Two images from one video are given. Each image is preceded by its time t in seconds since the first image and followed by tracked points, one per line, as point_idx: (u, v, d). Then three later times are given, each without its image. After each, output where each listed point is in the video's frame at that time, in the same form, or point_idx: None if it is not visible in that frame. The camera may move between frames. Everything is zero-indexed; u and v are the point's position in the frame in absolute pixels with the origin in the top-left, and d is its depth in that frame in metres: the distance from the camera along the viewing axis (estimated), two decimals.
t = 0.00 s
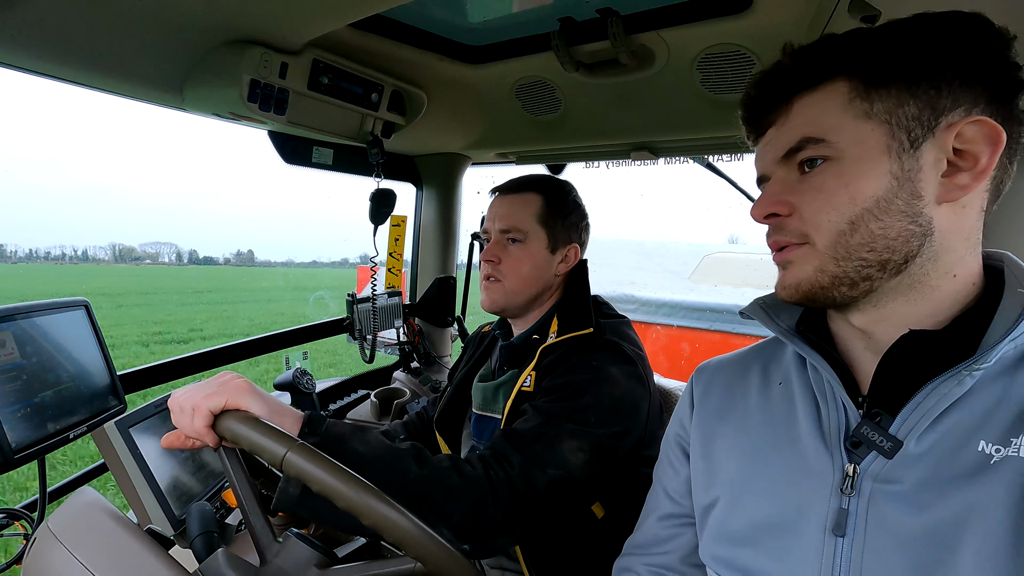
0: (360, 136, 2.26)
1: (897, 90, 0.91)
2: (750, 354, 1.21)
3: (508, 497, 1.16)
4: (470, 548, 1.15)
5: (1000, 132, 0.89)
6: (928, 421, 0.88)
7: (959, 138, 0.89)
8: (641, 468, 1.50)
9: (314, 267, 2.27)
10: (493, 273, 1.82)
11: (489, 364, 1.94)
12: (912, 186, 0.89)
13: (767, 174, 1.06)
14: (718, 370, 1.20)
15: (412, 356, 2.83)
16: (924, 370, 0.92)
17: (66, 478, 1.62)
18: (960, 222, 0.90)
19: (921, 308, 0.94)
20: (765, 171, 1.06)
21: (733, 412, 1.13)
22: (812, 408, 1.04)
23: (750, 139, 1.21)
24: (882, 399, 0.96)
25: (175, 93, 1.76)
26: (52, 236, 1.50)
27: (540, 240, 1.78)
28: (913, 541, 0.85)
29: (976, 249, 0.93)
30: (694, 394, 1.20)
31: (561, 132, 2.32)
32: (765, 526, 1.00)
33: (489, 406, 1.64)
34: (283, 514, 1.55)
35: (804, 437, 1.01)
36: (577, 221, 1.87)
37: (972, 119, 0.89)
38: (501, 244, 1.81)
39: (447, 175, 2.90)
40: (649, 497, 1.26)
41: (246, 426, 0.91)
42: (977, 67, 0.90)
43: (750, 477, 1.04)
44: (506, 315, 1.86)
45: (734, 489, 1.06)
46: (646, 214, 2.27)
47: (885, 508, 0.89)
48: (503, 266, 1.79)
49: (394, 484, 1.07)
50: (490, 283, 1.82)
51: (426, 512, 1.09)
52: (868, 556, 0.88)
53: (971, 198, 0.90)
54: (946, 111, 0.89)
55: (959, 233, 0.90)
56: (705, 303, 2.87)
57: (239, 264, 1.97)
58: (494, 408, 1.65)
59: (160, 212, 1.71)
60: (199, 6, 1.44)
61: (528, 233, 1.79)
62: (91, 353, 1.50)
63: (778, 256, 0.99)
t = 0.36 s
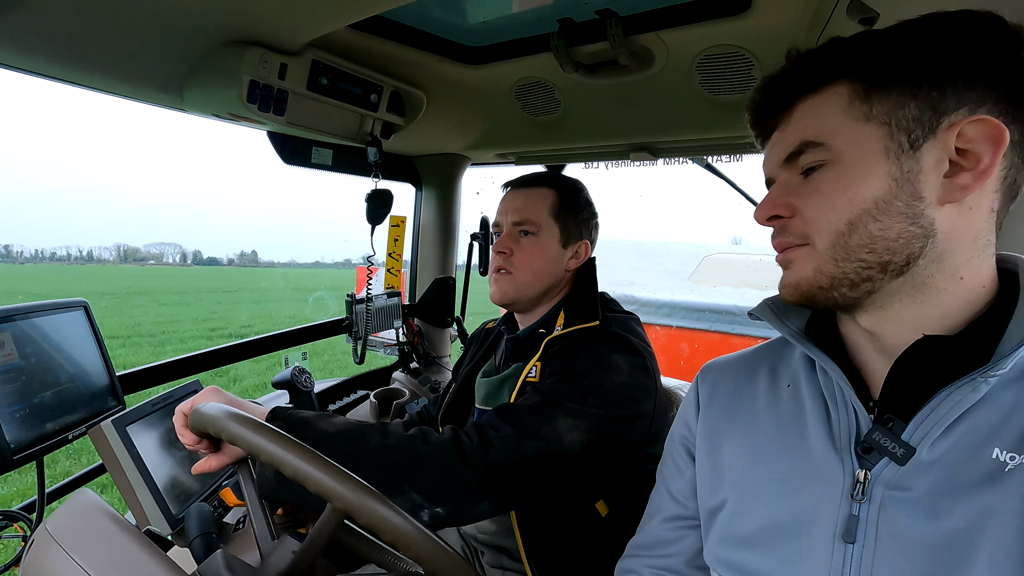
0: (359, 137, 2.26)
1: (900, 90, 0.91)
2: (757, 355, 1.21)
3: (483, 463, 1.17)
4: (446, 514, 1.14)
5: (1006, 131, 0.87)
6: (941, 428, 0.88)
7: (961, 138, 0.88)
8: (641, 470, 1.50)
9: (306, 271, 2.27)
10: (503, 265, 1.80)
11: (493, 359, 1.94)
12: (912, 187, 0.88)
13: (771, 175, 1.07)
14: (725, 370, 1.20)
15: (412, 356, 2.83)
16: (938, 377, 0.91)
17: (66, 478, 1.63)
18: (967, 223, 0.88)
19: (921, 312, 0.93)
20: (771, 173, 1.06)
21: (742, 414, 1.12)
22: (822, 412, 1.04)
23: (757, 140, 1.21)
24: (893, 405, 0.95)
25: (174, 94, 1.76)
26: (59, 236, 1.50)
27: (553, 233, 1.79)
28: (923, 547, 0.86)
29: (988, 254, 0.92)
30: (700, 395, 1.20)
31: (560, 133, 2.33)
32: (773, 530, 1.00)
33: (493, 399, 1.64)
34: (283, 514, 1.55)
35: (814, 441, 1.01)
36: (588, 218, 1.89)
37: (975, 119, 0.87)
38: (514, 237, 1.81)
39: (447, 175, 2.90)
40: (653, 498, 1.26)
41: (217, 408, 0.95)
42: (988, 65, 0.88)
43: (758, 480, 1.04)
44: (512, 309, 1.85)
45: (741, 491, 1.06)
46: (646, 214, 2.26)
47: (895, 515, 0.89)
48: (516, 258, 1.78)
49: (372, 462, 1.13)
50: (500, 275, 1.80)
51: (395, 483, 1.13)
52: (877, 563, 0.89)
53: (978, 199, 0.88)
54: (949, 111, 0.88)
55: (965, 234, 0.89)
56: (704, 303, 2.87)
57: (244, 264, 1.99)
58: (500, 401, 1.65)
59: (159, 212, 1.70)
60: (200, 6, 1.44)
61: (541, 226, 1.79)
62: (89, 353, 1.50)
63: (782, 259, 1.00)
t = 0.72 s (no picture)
0: (362, 137, 2.26)
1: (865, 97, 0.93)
2: (762, 353, 1.21)
3: (474, 473, 1.18)
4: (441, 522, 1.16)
5: (962, 132, 0.86)
6: (942, 427, 0.88)
7: (916, 141, 0.88)
8: (643, 470, 1.50)
9: (312, 270, 2.28)
10: (504, 266, 1.80)
11: (490, 359, 1.94)
12: (870, 189, 0.91)
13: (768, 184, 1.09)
14: (728, 368, 1.21)
15: (414, 355, 2.84)
16: (938, 376, 0.91)
17: (70, 475, 1.64)
18: (936, 223, 0.87)
19: (901, 311, 0.94)
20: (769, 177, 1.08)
21: (744, 411, 1.13)
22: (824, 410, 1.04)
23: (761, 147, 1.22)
24: (896, 402, 0.94)
25: (179, 94, 1.77)
26: (62, 239, 1.53)
27: (554, 237, 1.79)
28: (924, 544, 0.86)
29: (989, 253, 0.90)
30: (704, 392, 1.21)
31: (564, 133, 2.33)
32: (774, 527, 1.00)
33: (490, 401, 1.64)
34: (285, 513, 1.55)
35: (816, 438, 1.02)
36: (589, 223, 1.88)
37: (930, 121, 0.87)
38: (515, 239, 1.82)
39: (448, 174, 2.90)
40: (656, 494, 1.26)
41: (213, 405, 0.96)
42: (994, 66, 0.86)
43: (760, 477, 1.04)
44: (511, 310, 1.86)
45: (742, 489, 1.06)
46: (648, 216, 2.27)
47: (896, 513, 0.89)
48: (516, 260, 1.78)
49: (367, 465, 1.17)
50: (500, 277, 1.81)
51: (394, 486, 1.16)
52: (877, 560, 0.89)
53: (945, 198, 0.87)
54: (910, 115, 0.89)
55: (935, 233, 0.88)
56: (706, 303, 2.87)
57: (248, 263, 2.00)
58: (496, 404, 1.64)
59: (161, 211, 1.70)
60: (204, 6, 1.44)
61: (542, 229, 1.79)
62: (94, 352, 1.51)
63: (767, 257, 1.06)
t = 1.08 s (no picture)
0: (370, 135, 2.27)
1: (864, 95, 0.92)
2: (765, 352, 1.21)
3: (483, 473, 1.18)
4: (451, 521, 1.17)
5: (963, 131, 0.86)
6: (945, 422, 0.88)
7: (917, 140, 0.87)
8: (649, 466, 1.50)
9: (318, 269, 2.28)
10: (507, 261, 1.81)
11: (496, 356, 1.94)
12: (871, 189, 0.91)
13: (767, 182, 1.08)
14: (729, 368, 1.21)
15: (421, 352, 2.85)
16: (941, 369, 0.91)
17: (83, 469, 1.66)
18: (939, 222, 0.87)
19: (903, 308, 0.93)
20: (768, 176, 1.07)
21: (748, 410, 1.12)
22: (828, 407, 1.04)
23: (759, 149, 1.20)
24: (899, 398, 0.95)
25: (189, 92, 1.79)
26: (67, 238, 1.54)
27: (558, 232, 1.79)
28: (933, 540, 0.85)
29: (991, 250, 0.90)
30: (707, 391, 1.21)
31: (570, 131, 2.32)
32: (781, 525, 1.00)
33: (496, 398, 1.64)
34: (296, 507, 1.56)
35: (820, 435, 1.01)
36: (592, 219, 1.88)
37: (930, 120, 0.86)
38: (518, 234, 1.82)
39: (455, 172, 2.91)
40: (663, 495, 1.26)
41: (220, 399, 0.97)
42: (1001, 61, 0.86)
43: (765, 475, 1.04)
44: (515, 305, 1.85)
45: (748, 487, 1.06)
46: (654, 211, 2.24)
47: (903, 509, 0.89)
48: (519, 255, 1.79)
49: (375, 460, 1.17)
50: (503, 271, 1.81)
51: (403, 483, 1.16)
52: (885, 556, 0.88)
53: (948, 197, 0.87)
54: (909, 114, 0.88)
55: (937, 233, 0.88)
56: (714, 301, 2.86)
57: (247, 264, 1.99)
58: (502, 401, 1.64)
59: (168, 208, 1.72)
60: (213, 4, 1.45)
61: (545, 224, 1.80)
62: (105, 347, 1.53)
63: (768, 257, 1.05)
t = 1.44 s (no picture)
0: (373, 134, 2.27)
1: (899, 89, 0.91)
2: (778, 351, 1.21)
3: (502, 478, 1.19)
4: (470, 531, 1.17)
5: (1005, 129, 0.84)
6: (965, 427, 0.87)
7: (956, 137, 0.86)
8: (655, 466, 1.50)
9: (320, 269, 2.26)
10: (520, 257, 1.80)
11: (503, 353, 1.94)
12: (902, 188, 0.90)
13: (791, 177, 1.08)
14: (743, 366, 1.20)
15: (424, 352, 2.86)
16: (962, 376, 0.90)
17: (89, 469, 1.67)
18: (972, 223, 0.86)
19: (930, 312, 0.93)
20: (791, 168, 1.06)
21: (760, 409, 1.12)
22: (842, 407, 1.03)
23: (781, 137, 1.21)
24: (917, 401, 0.94)
25: (191, 93, 1.79)
26: (67, 239, 1.54)
27: (573, 231, 1.79)
28: (947, 546, 0.85)
29: None
30: (719, 389, 1.21)
31: (573, 130, 2.32)
32: (792, 527, 1.00)
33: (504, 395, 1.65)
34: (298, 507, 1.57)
35: (833, 437, 1.01)
36: (608, 219, 1.89)
37: (972, 116, 0.85)
38: (533, 231, 1.81)
39: (458, 172, 2.91)
40: (670, 491, 1.26)
41: (237, 405, 0.97)
42: (1019, 58, 0.84)
43: (776, 476, 1.04)
44: (524, 302, 1.85)
45: (759, 488, 1.05)
46: (658, 210, 2.24)
47: (918, 513, 0.88)
48: (533, 252, 1.78)
49: (383, 461, 1.17)
50: (515, 267, 1.81)
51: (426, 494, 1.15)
52: (897, 561, 0.88)
53: (983, 198, 0.85)
54: (948, 109, 0.87)
55: (970, 234, 0.86)
56: (718, 300, 2.86)
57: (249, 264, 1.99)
58: (509, 399, 1.65)
59: (170, 207, 1.73)
60: (215, 5, 1.46)
61: (561, 222, 1.79)
62: (110, 348, 1.53)
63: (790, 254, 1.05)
